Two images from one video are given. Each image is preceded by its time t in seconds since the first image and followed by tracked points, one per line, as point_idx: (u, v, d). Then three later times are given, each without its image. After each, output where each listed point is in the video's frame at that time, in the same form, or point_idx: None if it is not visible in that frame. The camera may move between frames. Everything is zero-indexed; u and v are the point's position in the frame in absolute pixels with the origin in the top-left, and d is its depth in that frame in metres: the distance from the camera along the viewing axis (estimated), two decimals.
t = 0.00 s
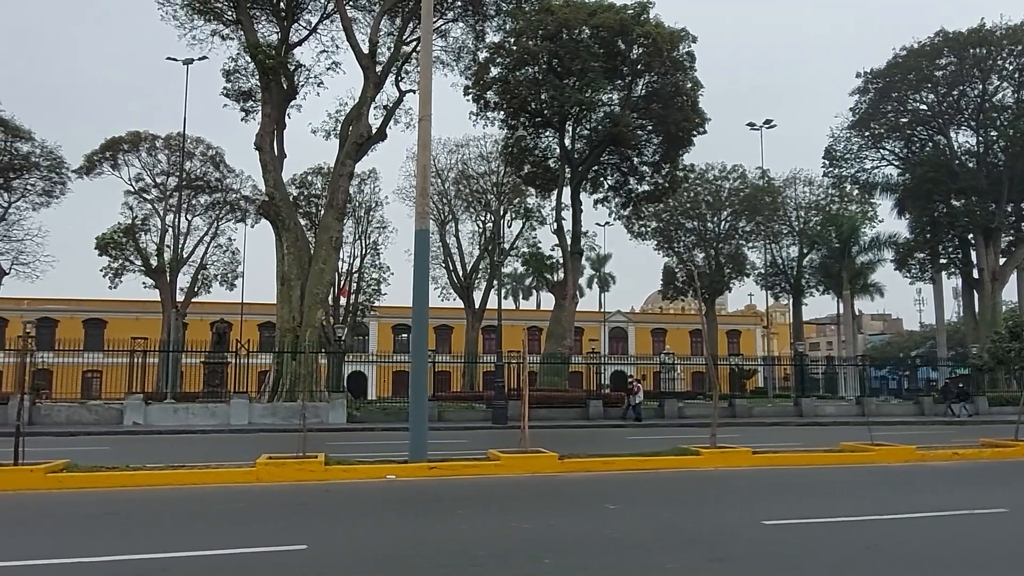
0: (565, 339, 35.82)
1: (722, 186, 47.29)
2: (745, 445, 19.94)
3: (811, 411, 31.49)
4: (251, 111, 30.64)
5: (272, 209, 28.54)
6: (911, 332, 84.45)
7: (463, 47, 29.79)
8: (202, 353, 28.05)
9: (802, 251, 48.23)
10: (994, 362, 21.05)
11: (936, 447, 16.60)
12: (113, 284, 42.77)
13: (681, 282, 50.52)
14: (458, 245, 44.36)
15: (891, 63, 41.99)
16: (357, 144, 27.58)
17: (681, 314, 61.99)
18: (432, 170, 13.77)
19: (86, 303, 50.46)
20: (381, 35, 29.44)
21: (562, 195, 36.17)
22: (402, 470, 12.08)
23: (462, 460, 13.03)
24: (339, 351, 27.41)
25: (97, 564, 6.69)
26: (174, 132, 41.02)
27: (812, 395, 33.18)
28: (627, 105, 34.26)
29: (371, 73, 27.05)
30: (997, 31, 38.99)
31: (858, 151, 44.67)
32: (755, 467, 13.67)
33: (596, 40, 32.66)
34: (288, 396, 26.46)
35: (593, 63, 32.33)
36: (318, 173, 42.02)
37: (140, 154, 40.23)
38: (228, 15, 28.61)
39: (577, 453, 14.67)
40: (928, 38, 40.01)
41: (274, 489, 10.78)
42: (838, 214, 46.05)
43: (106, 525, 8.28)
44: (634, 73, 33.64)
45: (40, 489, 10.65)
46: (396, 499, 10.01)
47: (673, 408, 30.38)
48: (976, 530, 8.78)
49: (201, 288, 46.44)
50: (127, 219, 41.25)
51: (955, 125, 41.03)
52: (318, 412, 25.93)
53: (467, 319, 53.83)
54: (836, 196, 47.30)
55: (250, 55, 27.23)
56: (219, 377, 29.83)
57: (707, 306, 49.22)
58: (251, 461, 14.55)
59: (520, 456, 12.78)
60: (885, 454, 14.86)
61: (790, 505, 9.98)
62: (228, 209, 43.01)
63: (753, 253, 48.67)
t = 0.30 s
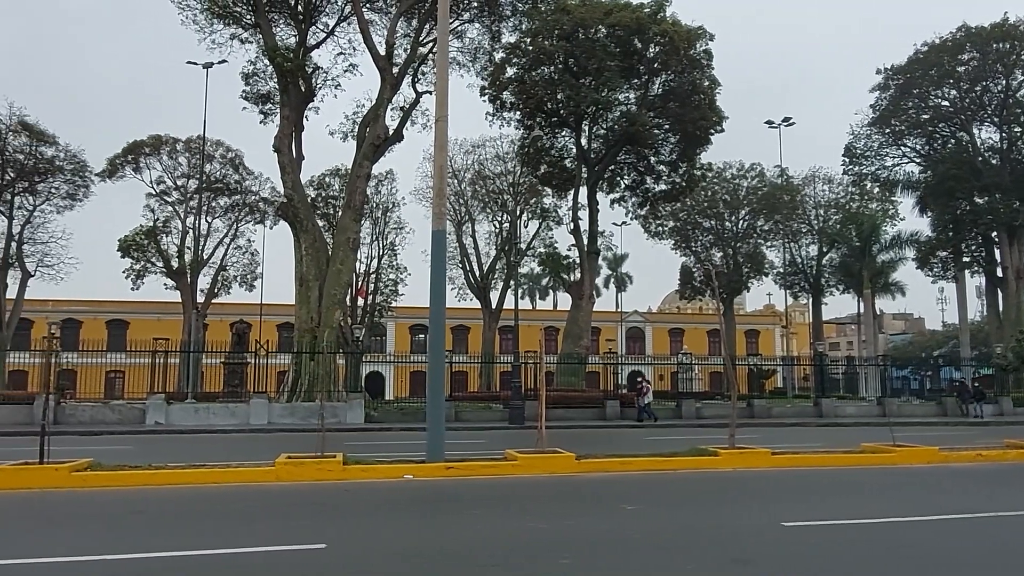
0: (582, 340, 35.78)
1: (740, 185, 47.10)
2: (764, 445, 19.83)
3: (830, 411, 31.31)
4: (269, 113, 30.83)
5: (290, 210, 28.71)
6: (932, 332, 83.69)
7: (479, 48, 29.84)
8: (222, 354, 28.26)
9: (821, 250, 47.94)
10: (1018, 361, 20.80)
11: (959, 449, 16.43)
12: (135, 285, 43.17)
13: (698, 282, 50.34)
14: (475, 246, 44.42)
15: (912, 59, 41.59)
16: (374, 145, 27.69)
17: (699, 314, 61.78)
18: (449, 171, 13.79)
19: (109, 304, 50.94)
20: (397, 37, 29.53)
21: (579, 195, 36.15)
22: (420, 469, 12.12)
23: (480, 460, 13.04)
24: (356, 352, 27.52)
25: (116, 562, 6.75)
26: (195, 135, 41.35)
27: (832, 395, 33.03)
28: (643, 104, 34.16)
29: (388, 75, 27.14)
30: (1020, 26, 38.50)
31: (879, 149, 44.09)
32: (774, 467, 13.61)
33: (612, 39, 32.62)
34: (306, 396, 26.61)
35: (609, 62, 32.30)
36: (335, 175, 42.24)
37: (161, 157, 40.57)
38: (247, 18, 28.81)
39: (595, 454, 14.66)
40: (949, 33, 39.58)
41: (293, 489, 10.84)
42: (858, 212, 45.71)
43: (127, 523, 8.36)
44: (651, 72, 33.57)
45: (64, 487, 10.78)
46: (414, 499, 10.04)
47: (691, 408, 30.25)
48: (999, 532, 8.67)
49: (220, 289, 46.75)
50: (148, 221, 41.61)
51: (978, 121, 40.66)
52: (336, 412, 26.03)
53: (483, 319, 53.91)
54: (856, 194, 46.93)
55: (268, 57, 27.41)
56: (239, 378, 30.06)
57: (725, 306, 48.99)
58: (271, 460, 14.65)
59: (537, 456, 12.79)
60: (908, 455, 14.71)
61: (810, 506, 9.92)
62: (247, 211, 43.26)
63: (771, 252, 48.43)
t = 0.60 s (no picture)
0: (603, 340, 35.70)
1: (763, 184, 46.87)
2: (789, 446, 19.71)
3: (856, 411, 31.06)
4: (293, 116, 31.07)
5: (313, 212, 28.91)
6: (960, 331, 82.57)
7: (500, 48, 29.87)
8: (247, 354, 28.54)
9: (846, 249, 47.51)
10: None
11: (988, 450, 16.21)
12: (162, 287, 43.66)
13: (721, 282, 50.09)
14: (496, 246, 44.49)
15: (939, 54, 41.01)
16: (396, 147, 27.82)
17: (722, 313, 61.44)
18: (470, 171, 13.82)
19: (137, 306, 51.58)
20: (419, 38, 29.66)
21: (600, 195, 36.10)
22: (442, 469, 12.16)
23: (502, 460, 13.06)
24: (379, 352, 27.64)
25: (143, 559, 6.85)
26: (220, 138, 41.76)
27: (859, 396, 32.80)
28: (665, 102, 34.09)
29: (409, 77, 27.26)
30: None
31: (906, 145, 43.51)
32: (798, 468, 13.51)
33: (633, 38, 32.54)
34: (329, 396, 26.78)
35: (630, 61, 32.24)
36: (357, 176, 42.50)
37: (188, 161, 41.01)
38: (271, 23, 29.06)
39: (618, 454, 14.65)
40: (979, 27, 38.91)
41: (317, 488, 10.91)
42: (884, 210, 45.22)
43: (153, 521, 8.46)
44: (672, 71, 33.46)
45: (94, 485, 10.95)
46: (436, 499, 10.06)
47: (714, 409, 30.08)
48: None
49: (245, 290, 47.13)
50: (175, 224, 42.06)
51: (1008, 117, 40.03)
52: (358, 412, 26.17)
53: (505, 319, 53.98)
54: (882, 193, 46.39)
55: (292, 61, 27.64)
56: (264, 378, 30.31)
57: (749, 305, 48.68)
58: (295, 460, 14.77)
59: (559, 456, 12.79)
60: (935, 456, 14.55)
61: (834, 508, 9.83)
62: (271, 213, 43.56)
63: (796, 250, 48.12)
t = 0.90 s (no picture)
0: (626, 340, 35.59)
1: (789, 181, 46.71)
2: (816, 448, 19.53)
3: (885, 412, 30.75)
4: (317, 120, 31.30)
5: (337, 214, 29.10)
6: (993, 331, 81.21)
7: (522, 49, 29.89)
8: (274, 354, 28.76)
9: (874, 247, 46.94)
10: None
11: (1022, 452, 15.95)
12: (190, 289, 44.15)
13: (746, 281, 49.77)
14: (519, 247, 44.50)
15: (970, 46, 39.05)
16: (419, 149, 27.93)
17: (748, 313, 60.99)
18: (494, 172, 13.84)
19: (166, 307, 52.22)
20: (441, 40, 29.75)
21: (622, 194, 36.00)
22: (466, 469, 12.21)
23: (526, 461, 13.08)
24: (402, 353, 27.75)
25: (174, 556, 6.95)
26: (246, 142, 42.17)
27: (888, 396, 32.52)
28: (688, 101, 33.97)
29: (432, 79, 27.34)
30: None
31: (935, 143, 41.77)
32: (824, 470, 13.40)
33: (656, 36, 32.36)
34: (354, 396, 26.97)
35: (653, 60, 32.09)
36: (381, 178, 42.72)
37: (215, 165, 41.44)
38: (296, 27, 29.32)
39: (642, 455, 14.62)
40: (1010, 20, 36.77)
41: (342, 487, 11.00)
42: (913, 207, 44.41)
43: (179, 519, 8.57)
44: (696, 68, 33.31)
45: (124, 482, 11.12)
46: (459, 499, 10.10)
47: (738, 411, 29.87)
48: None
49: (271, 291, 47.52)
50: (202, 227, 42.54)
51: None
52: (382, 412, 26.33)
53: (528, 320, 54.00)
54: (911, 189, 45.43)
55: (316, 65, 27.86)
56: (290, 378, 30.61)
57: (774, 305, 48.30)
58: (322, 458, 14.92)
59: (583, 456, 12.80)
60: (965, 459, 14.35)
61: (861, 510, 9.74)
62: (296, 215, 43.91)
63: (822, 249, 47.72)
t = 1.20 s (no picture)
0: (648, 340, 35.47)
1: (813, 179, 46.46)
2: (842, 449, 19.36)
3: (913, 413, 30.41)
4: (339, 122, 31.50)
5: (359, 215, 29.24)
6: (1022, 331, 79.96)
7: (542, 49, 29.89)
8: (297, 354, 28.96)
9: (900, 245, 46.41)
10: None
11: None
12: (215, 291, 44.56)
13: (768, 280, 49.45)
14: (540, 247, 44.50)
15: (997, 40, 37.47)
16: (439, 150, 28.00)
17: (771, 313, 60.55)
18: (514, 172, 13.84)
19: (192, 308, 52.75)
20: (461, 42, 29.82)
21: (643, 193, 35.89)
22: (488, 469, 12.23)
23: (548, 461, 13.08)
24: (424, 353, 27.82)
25: (199, 553, 7.02)
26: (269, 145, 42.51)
27: (915, 396, 32.11)
28: (709, 99, 33.85)
29: (452, 80, 27.40)
30: None
31: (962, 138, 40.24)
32: (849, 472, 13.27)
33: (677, 35, 32.19)
34: (376, 396, 27.10)
35: (673, 58, 31.97)
36: (402, 180, 42.91)
37: (239, 168, 41.79)
38: (318, 31, 29.51)
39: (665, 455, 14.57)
40: None
41: (364, 486, 11.06)
42: (940, 204, 44.03)
43: (202, 518, 8.64)
44: (717, 66, 33.15)
45: (151, 481, 11.25)
46: (481, 499, 10.12)
47: (761, 411, 29.66)
48: None
49: (294, 293, 47.84)
50: (226, 229, 42.92)
51: None
52: (404, 412, 26.43)
53: (549, 320, 53.99)
54: (939, 186, 45.05)
55: (338, 68, 28.03)
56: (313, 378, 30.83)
57: (798, 304, 47.91)
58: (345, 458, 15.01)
59: (605, 457, 12.78)
60: (994, 460, 14.14)
61: (887, 512, 9.64)
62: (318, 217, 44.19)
63: (847, 247, 47.32)
